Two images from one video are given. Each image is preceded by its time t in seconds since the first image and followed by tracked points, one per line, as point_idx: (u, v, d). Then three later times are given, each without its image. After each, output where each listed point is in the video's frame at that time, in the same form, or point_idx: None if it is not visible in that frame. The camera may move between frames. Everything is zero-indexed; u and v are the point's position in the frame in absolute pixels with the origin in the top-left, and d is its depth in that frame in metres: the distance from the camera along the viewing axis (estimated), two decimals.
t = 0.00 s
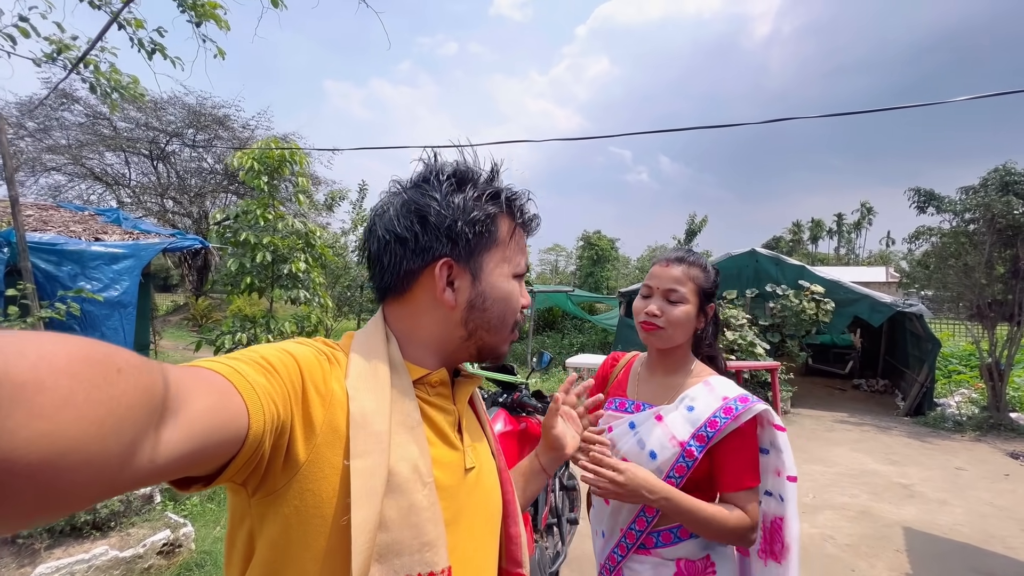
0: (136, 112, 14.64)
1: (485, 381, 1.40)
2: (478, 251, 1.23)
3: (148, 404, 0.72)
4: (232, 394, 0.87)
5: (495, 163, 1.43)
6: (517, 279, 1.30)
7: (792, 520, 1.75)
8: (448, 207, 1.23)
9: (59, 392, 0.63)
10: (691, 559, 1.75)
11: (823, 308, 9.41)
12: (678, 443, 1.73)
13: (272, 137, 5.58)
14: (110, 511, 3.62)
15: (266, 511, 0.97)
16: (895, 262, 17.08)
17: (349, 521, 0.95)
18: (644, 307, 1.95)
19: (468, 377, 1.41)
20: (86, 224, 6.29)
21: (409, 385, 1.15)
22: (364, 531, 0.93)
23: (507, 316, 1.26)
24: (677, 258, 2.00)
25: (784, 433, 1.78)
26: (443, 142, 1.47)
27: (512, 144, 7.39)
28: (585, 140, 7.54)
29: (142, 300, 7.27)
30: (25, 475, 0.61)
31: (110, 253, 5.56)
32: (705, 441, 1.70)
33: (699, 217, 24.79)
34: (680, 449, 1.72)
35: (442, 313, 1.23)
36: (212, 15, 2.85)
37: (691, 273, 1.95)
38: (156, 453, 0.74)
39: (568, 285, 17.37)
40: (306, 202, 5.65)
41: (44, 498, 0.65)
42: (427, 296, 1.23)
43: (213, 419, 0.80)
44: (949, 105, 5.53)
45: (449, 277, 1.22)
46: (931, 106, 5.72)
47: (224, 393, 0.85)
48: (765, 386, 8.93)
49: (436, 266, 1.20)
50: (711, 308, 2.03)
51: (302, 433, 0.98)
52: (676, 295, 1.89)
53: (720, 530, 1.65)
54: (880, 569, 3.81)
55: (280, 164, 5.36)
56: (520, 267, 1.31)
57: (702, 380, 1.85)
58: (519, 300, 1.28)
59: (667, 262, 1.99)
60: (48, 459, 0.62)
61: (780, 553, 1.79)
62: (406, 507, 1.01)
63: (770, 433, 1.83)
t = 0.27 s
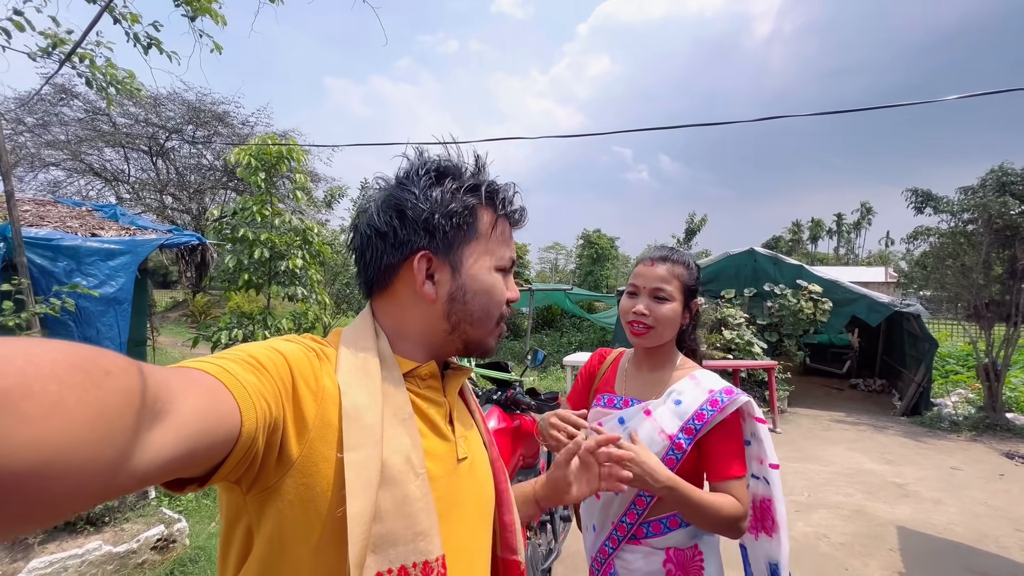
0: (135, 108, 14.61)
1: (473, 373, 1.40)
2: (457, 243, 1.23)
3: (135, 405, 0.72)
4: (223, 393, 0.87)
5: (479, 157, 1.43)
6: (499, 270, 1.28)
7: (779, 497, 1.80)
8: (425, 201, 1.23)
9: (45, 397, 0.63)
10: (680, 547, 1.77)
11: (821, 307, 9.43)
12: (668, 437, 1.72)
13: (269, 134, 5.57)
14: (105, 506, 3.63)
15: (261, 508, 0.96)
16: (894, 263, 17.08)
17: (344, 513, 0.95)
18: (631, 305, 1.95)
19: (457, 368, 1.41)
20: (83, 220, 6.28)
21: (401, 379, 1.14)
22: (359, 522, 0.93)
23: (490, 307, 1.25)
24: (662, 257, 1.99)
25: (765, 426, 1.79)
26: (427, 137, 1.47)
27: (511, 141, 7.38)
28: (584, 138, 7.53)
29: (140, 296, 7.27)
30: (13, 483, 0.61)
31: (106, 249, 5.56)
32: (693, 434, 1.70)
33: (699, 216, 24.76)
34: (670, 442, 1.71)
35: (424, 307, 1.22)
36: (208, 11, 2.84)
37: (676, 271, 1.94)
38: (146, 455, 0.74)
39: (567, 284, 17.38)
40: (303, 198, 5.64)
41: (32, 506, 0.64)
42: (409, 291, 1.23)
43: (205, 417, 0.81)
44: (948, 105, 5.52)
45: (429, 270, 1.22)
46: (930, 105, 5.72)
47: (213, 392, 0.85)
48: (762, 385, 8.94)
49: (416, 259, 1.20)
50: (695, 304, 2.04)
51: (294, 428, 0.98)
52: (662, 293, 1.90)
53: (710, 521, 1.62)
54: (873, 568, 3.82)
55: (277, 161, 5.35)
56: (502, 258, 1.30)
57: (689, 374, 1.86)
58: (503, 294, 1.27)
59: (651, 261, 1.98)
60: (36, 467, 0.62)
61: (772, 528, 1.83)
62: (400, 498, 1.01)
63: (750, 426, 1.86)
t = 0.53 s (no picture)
0: (130, 104, 14.50)
1: (486, 375, 1.40)
2: (401, 239, 1.25)
3: (152, 401, 0.71)
4: (238, 390, 0.86)
5: (463, 149, 1.39)
6: (437, 255, 1.20)
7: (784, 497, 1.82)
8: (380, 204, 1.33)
9: (65, 392, 0.62)
10: (682, 555, 1.76)
11: (818, 304, 9.47)
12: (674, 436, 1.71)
13: (266, 130, 5.53)
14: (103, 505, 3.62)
15: (275, 506, 0.95)
16: (890, 260, 17.15)
17: (355, 512, 0.93)
18: (641, 301, 1.95)
19: (470, 370, 1.40)
20: (78, 217, 6.23)
21: (412, 381, 1.14)
22: (369, 522, 0.91)
23: (418, 295, 1.18)
24: (677, 253, 1.99)
25: (772, 431, 1.79)
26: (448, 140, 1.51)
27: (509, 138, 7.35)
28: (582, 134, 7.51)
29: (136, 293, 7.23)
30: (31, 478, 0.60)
31: (102, 246, 5.52)
32: (700, 434, 1.70)
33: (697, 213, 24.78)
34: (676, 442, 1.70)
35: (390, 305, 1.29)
36: (203, 6, 2.81)
37: (690, 267, 1.94)
38: (163, 449, 0.73)
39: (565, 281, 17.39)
40: (301, 195, 5.61)
41: (49, 498, 0.63)
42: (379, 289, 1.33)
43: (220, 413, 0.80)
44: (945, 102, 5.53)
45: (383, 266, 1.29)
46: (928, 102, 5.73)
47: (229, 388, 0.85)
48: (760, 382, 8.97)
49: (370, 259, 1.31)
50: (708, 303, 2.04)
51: (309, 426, 0.97)
52: (674, 290, 1.89)
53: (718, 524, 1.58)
54: (871, 563, 3.84)
55: (274, 157, 5.33)
56: (440, 240, 1.21)
57: (699, 374, 1.88)
58: (436, 279, 1.17)
59: (666, 256, 1.97)
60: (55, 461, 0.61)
61: (779, 524, 1.84)
62: (411, 497, 1.00)
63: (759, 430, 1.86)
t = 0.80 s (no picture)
0: (130, 101, 14.47)
1: (511, 378, 1.40)
2: (416, 242, 1.28)
3: (192, 394, 0.72)
4: (271, 386, 0.87)
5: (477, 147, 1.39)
6: (448, 254, 1.21)
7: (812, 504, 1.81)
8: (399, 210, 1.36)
9: (112, 383, 0.63)
10: (705, 569, 1.77)
11: (821, 301, 9.46)
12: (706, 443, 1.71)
13: (269, 127, 5.52)
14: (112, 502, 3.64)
15: (304, 502, 0.96)
16: (891, 256, 17.16)
17: (382, 511, 0.94)
18: (665, 298, 1.95)
19: (494, 373, 1.40)
20: (81, 215, 6.23)
21: (438, 384, 1.14)
22: (396, 521, 0.92)
23: (431, 295, 1.19)
24: (704, 250, 2.00)
25: (804, 439, 1.79)
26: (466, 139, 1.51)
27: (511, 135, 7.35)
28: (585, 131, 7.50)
29: (139, 291, 7.24)
30: (74, 467, 0.61)
31: (107, 244, 5.53)
32: (734, 441, 1.70)
33: (698, 209, 24.74)
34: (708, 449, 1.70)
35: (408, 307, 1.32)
36: (208, 4, 2.81)
37: (717, 265, 1.95)
38: (201, 442, 0.74)
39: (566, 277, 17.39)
40: (304, 192, 5.60)
41: (92, 489, 0.64)
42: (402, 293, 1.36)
43: (254, 409, 0.80)
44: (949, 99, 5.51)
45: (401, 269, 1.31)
46: (931, 98, 5.73)
47: (262, 384, 0.86)
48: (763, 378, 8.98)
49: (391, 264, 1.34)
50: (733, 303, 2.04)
51: (338, 425, 0.97)
52: (700, 287, 1.90)
53: (750, 532, 1.57)
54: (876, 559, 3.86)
55: (277, 155, 5.32)
56: (450, 239, 1.21)
57: (727, 378, 1.89)
58: (448, 278, 1.18)
59: (692, 252, 1.98)
60: (100, 450, 0.62)
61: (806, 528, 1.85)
62: (435, 498, 1.01)
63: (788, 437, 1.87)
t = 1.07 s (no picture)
0: (139, 100, 14.60)
1: (522, 377, 1.37)
2: (482, 241, 1.22)
3: (194, 396, 0.72)
4: (276, 388, 0.87)
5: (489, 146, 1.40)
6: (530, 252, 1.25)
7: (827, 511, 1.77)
8: (440, 208, 1.23)
9: (111, 385, 0.63)
10: None
11: (831, 298, 9.37)
12: (734, 454, 1.70)
13: (277, 126, 5.55)
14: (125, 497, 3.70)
15: (313, 502, 0.98)
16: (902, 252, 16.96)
17: (390, 515, 0.95)
18: (686, 298, 1.94)
19: (506, 372, 1.39)
20: (93, 214, 6.31)
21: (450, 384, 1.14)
22: (403, 523, 0.94)
23: (528, 290, 1.22)
24: (727, 248, 1.98)
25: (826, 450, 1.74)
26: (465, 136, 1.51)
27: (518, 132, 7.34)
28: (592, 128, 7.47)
29: (151, 289, 7.33)
30: (75, 469, 0.62)
31: (119, 242, 5.60)
32: (762, 452, 1.69)
33: (706, 206, 24.58)
34: (736, 460, 1.70)
35: (464, 309, 1.23)
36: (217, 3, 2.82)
37: (741, 264, 1.94)
38: (203, 444, 0.74)
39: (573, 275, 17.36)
40: (312, 190, 5.63)
41: (93, 491, 0.64)
42: (446, 297, 1.24)
43: (256, 411, 0.80)
44: (963, 93, 5.41)
45: (459, 272, 1.22)
46: (944, 93, 5.64)
47: (266, 386, 0.86)
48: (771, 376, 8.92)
49: (444, 266, 1.21)
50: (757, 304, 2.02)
51: (344, 427, 0.98)
52: (723, 287, 1.89)
53: (764, 544, 1.56)
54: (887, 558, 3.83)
55: (285, 153, 5.34)
56: (530, 237, 1.26)
57: (753, 385, 1.86)
58: (541, 274, 1.23)
59: (714, 250, 1.97)
60: (100, 453, 0.62)
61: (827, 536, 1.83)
62: (443, 502, 1.00)
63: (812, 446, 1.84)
